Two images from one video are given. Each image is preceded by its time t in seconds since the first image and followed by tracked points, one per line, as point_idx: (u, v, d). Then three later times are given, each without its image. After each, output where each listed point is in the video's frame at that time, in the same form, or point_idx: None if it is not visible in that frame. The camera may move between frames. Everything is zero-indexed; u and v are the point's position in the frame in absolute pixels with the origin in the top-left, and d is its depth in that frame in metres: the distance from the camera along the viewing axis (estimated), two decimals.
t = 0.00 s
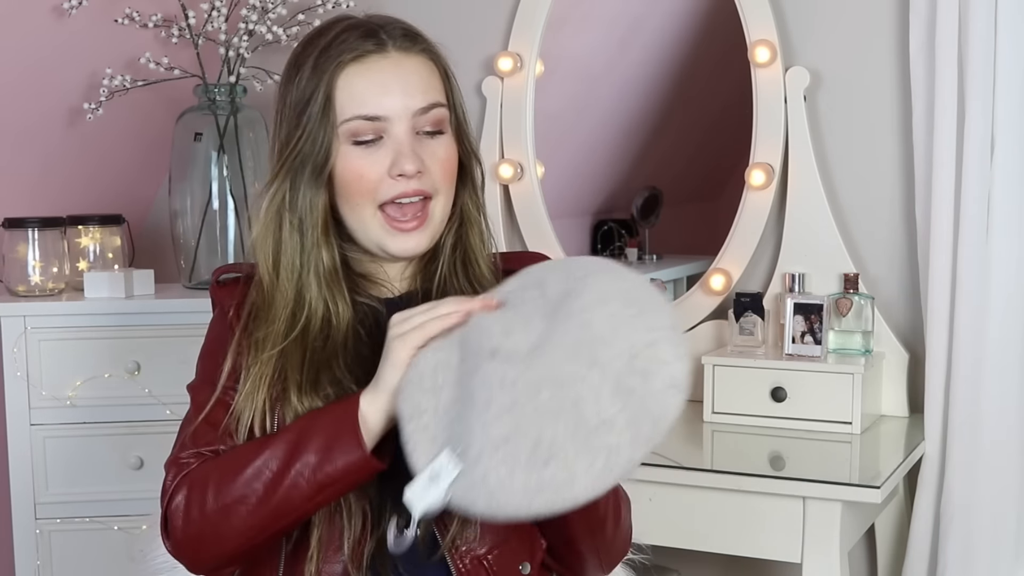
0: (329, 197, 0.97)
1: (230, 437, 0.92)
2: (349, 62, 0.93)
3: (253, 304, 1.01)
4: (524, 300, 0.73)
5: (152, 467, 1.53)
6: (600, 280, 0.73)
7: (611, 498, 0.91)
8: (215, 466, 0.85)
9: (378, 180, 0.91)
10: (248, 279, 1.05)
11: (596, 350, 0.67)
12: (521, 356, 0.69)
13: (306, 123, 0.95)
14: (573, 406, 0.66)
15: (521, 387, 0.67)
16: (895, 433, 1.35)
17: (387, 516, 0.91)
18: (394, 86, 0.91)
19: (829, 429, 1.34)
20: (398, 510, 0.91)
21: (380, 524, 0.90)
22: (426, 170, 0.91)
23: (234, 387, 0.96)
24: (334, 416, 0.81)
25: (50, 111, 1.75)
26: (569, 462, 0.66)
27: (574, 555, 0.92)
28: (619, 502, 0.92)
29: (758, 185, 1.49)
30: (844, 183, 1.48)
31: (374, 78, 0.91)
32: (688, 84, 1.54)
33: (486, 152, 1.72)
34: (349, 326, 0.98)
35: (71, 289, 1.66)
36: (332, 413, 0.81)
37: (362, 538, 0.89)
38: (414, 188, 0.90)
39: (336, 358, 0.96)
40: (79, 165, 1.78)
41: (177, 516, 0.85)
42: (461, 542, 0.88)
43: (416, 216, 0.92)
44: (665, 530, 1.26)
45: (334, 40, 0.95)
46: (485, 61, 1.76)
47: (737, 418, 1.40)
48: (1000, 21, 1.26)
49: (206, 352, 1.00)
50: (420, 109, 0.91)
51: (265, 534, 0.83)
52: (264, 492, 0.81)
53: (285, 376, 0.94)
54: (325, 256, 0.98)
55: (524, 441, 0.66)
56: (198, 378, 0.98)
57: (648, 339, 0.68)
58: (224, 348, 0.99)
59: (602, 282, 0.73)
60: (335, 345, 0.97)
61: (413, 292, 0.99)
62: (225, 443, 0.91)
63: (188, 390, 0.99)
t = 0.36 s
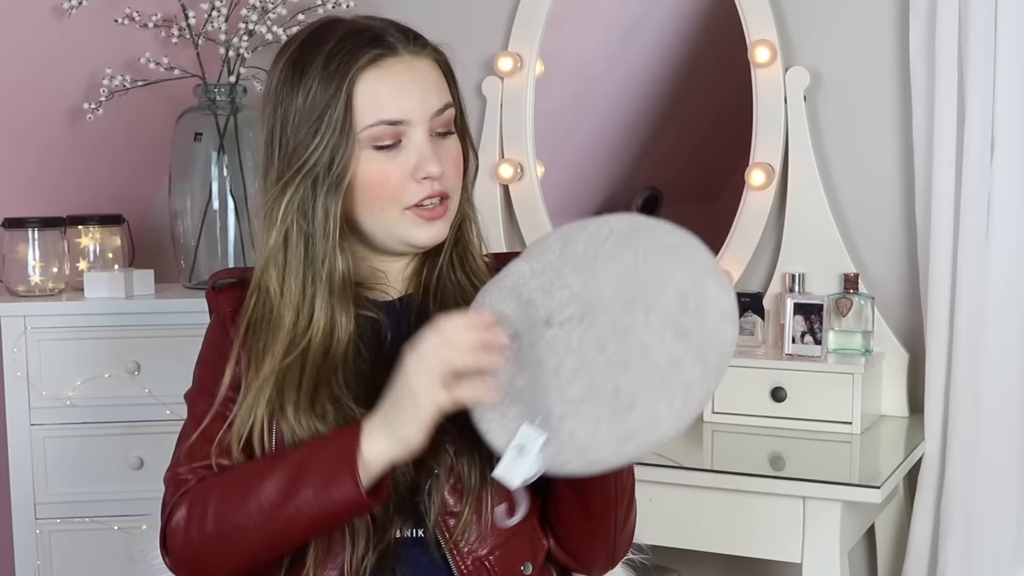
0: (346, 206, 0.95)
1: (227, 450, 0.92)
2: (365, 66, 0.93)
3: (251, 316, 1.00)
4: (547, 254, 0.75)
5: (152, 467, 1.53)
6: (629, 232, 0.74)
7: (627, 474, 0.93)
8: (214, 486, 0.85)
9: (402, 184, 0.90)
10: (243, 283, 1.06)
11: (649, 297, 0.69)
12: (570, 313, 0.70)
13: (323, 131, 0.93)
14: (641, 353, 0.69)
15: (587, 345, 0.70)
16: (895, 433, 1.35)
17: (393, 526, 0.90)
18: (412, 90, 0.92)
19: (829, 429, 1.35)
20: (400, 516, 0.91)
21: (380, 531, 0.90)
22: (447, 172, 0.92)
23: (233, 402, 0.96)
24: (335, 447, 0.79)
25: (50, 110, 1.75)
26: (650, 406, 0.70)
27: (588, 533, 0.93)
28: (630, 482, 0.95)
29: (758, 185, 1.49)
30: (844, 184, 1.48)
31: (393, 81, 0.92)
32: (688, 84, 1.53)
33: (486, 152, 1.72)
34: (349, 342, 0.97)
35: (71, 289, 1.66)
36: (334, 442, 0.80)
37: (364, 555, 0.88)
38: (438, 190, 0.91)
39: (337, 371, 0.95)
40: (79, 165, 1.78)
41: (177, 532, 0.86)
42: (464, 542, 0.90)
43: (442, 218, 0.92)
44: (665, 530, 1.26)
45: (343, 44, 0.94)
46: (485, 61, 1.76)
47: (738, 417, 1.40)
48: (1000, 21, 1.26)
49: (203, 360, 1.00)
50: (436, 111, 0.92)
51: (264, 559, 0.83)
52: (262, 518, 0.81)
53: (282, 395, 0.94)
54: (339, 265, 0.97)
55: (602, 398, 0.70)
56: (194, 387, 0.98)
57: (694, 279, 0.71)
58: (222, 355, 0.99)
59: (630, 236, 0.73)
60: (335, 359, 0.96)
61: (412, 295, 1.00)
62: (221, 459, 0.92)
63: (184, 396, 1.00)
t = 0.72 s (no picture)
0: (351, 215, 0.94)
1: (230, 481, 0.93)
2: (366, 74, 0.92)
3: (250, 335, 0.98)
4: (558, 228, 0.78)
5: (152, 467, 1.53)
6: (635, 202, 0.76)
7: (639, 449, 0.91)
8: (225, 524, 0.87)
9: (407, 192, 0.91)
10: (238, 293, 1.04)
11: (650, 271, 0.73)
12: (578, 290, 0.74)
13: (326, 143, 0.92)
14: (646, 327, 0.72)
15: (593, 321, 0.73)
16: (895, 433, 1.35)
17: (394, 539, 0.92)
18: (413, 97, 0.92)
19: (829, 429, 1.34)
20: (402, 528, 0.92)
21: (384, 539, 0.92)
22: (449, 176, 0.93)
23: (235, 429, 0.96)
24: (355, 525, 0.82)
25: (51, 110, 1.75)
26: (656, 380, 0.72)
27: (603, 511, 0.91)
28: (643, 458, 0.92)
29: (758, 185, 1.49)
30: (844, 184, 1.48)
31: (393, 88, 0.92)
32: (689, 82, 1.53)
33: (486, 153, 1.72)
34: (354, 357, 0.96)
35: (71, 289, 1.66)
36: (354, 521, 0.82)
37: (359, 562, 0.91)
38: (441, 195, 0.92)
39: (344, 381, 0.95)
40: (80, 165, 1.78)
41: (183, 561, 0.87)
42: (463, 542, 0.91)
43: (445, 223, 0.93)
44: (665, 531, 1.26)
45: (341, 52, 0.94)
46: (485, 61, 1.76)
47: (738, 417, 1.40)
48: (1000, 22, 1.26)
49: (198, 376, 0.98)
50: (436, 117, 0.93)
51: None
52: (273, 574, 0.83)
53: (290, 418, 0.94)
54: (345, 276, 0.96)
55: (611, 373, 0.73)
56: (190, 406, 0.96)
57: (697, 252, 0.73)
58: (222, 377, 0.98)
59: (636, 204, 0.76)
60: (342, 373, 0.95)
61: (408, 296, 1.00)
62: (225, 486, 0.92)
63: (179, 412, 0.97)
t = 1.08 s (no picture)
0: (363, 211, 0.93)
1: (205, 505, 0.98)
2: (385, 71, 0.92)
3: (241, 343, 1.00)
4: (594, 225, 0.78)
5: (152, 467, 1.53)
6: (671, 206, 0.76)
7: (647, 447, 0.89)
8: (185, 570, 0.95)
9: (416, 190, 0.91)
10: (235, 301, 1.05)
11: (666, 283, 0.73)
12: (596, 291, 0.76)
13: (338, 138, 0.92)
14: (653, 339, 0.73)
15: (606, 326, 0.75)
16: (895, 433, 1.35)
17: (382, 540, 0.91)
18: (429, 97, 0.92)
19: (829, 429, 1.35)
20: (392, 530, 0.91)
21: (363, 540, 0.91)
22: (456, 179, 0.93)
23: (218, 458, 1.00)
24: None
25: (50, 110, 1.75)
26: (655, 392, 0.74)
27: (609, 510, 0.89)
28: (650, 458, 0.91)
29: (758, 185, 1.49)
30: (844, 184, 1.48)
31: (409, 86, 0.91)
32: (689, 82, 1.53)
33: (486, 153, 1.72)
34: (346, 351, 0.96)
35: (71, 289, 1.66)
36: None
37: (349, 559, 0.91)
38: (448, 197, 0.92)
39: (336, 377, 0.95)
40: (80, 165, 1.78)
41: None
42: (457, 546, 0.90)
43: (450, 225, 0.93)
44: (666, 530, 1.26)
45: (361, 47, 0.93)
46: (485, 61, 1.76)
47: (738, 417, 1.40)
48: (1000, 21, 1.26)
49: (185, 403, 1.02)
50: (448, 118, 0.93)
51: None
52: None
53: (276, 420, 0.95)
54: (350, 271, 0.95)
55: (613, 378, 0.75)
56: (176, 429, 1.01)
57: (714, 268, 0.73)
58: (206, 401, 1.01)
59: (669, 208, 0.76)
60: (334, 367, 0.96)
61: (407, 296, 1.00)
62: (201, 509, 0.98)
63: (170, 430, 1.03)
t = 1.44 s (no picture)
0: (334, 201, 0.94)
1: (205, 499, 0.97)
2: (350, 61, 0.93)
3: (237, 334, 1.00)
4: (548, 223, 0.75)
5: (152, 467, 1.53)
6: (617, 179, 0.75)
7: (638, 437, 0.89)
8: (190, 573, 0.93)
9: (378, 178, 0.91)
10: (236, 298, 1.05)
11: (677, 248, 0.73)
12: (609, 281, 0.73)
13: (307, 129, 0.93)
14: (688, 300, 0.73)
15: (636, 306, 0.73)
16: (895, 433, 1.35)
17: (373, 534, 0.90)
18: (394, 86, 0.92)
19: (829, 429, 1.35)
20: (383, 526, 0.90)
21: (355, 531, 0.91)
22: (426, 170, 0.91)
23: (216, 456, 0.99)
24: None
25: (50, 110, 1.75)
26: (711, 348, 0.74)
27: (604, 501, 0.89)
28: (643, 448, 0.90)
29: (758, 185, 1.49)
30: (844, 184, 1.49)
31: (376, 76, 0.92)
32: (689, 82, 1.53)
33: (486, 153, 1.72)
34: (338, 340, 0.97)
35: (71, 289, 1.66)
36: None
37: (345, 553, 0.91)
38: (414, 186, 0.90)
39: (328, 368, 0.96)
40: (80, 165, 1.78)
41: None
42: (458, 547, 0.90)
43: (419, 215, 0.91)
44: (666, 530, 1.26)
45: (330, 40, 0.95)
46: (485, 61, 1.76)
47: (738, 417, 1.40)
48: (1000, 22, 1.26)
49: (184, 402, 1.01)
50: (420, 109, 0.92)
51: None
52: None
53: (268, 408, 0.95)
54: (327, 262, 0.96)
55: (666, 351, 0.73)
56: (175, 427, 1.00)
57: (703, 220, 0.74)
58: (205, 398, 1.00)
59: (618, 180, 0.75)
60: (326, 355, 0.96)
61: (408, 299, 0.99)
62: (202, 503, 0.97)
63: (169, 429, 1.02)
